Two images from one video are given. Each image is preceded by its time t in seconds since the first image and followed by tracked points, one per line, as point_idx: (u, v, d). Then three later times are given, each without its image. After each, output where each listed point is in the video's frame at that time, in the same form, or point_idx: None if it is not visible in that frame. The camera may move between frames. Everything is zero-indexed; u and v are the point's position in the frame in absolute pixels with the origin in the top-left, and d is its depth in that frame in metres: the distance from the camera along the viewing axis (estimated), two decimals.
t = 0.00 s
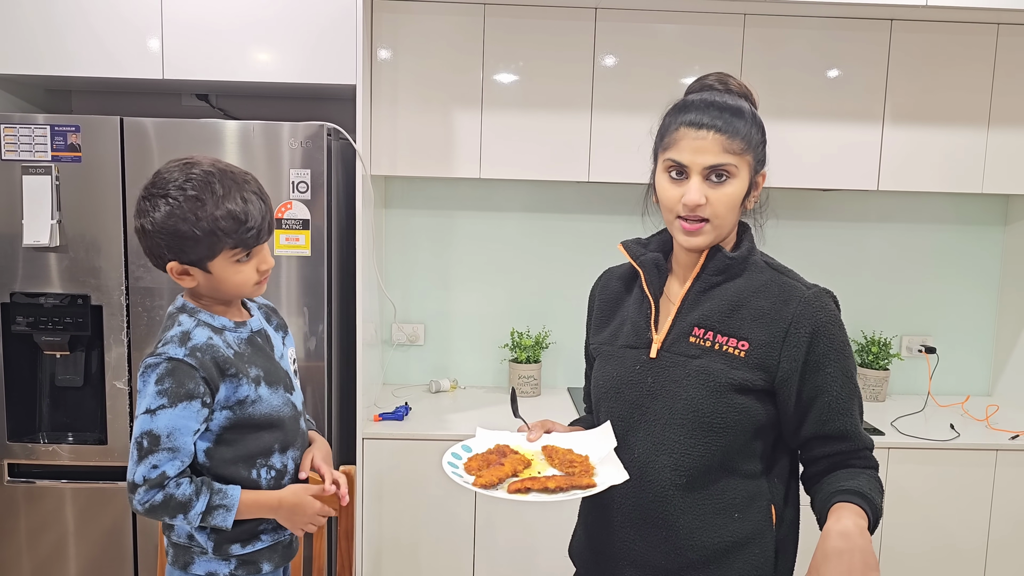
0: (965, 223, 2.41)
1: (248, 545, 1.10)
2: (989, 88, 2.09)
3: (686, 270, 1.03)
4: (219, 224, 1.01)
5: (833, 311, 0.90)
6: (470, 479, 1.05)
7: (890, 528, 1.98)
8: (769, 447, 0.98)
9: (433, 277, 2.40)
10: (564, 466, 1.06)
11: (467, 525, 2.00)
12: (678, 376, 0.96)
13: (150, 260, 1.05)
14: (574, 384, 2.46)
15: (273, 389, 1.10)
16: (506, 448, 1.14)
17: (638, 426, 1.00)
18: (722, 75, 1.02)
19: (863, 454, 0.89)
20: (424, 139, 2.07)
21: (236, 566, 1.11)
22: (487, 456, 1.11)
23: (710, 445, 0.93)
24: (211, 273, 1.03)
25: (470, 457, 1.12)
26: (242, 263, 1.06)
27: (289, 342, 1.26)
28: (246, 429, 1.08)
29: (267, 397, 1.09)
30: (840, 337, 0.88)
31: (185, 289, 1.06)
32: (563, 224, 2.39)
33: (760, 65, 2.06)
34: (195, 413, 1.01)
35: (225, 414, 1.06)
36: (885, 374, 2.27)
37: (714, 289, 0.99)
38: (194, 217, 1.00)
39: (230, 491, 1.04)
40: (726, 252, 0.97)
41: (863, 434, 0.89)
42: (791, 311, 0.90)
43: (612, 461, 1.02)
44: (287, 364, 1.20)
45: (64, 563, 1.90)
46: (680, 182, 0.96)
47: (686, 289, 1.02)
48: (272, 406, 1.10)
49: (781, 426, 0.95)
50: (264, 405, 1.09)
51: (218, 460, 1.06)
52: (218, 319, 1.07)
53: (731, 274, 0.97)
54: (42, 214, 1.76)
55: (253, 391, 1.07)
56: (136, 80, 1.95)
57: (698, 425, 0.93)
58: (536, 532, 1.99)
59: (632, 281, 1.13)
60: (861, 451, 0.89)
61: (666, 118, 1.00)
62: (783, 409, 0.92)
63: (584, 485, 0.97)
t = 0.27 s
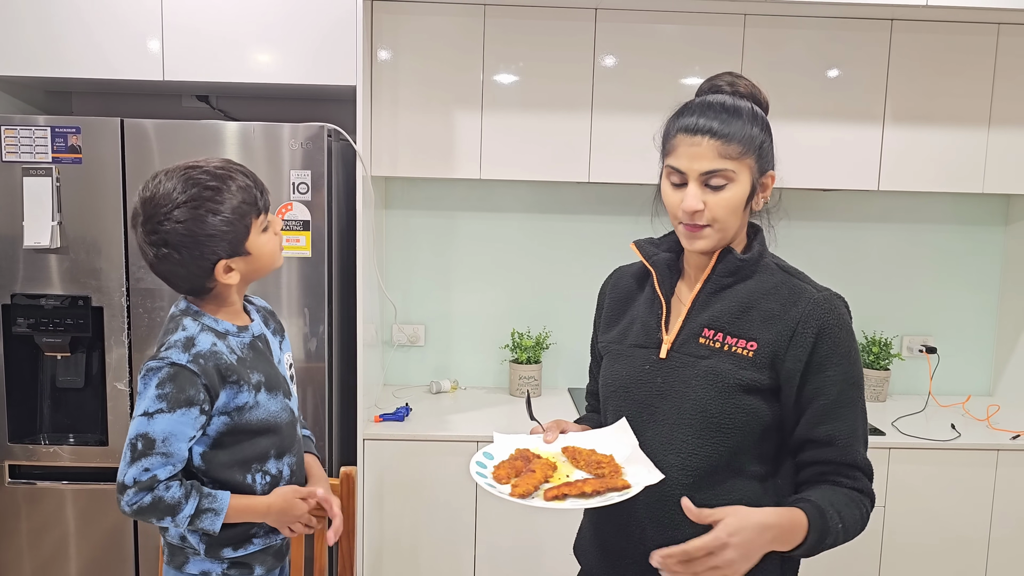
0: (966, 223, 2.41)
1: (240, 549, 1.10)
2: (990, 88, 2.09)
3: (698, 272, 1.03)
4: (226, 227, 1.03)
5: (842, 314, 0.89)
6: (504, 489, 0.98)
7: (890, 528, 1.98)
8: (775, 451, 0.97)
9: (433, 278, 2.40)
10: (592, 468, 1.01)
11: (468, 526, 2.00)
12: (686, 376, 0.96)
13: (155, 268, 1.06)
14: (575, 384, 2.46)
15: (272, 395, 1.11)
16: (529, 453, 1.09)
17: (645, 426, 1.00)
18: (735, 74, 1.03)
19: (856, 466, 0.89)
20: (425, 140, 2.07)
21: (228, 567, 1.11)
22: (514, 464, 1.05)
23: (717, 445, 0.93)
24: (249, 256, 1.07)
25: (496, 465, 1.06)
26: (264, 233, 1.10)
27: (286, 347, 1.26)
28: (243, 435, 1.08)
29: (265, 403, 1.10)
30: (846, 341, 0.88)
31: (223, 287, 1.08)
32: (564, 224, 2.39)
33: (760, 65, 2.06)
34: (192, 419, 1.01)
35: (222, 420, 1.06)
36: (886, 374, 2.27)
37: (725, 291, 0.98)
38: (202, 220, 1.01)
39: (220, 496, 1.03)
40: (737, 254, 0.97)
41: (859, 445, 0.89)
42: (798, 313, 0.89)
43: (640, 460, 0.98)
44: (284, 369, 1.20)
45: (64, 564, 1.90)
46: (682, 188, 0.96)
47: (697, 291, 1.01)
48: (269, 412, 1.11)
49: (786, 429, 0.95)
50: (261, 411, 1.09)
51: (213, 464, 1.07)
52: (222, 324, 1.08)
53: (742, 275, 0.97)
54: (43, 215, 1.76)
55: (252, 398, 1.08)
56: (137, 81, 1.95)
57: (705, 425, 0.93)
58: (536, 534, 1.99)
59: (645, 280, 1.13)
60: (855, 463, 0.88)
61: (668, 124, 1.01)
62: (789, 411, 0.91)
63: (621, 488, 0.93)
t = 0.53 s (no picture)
0: (966, 221, 2.40)
1: (239, 549, 1.10)
2: (990, 86, 2.09)
3: (707, 268, 1.03)
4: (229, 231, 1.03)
5: (844, 313, 0.88)
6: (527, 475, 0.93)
7: (891, 526, 1.98)
8: (777, 452, 0.96)
9: (434, 277, 2.40)
10: (604, 448, 0.98)
11: (468, 524, 2.00)
12: (690, 373, 0.96)
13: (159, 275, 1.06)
14: (575, 383, 2.46)
15: (273, 397, 1.11)
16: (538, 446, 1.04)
17: (650, 422, 1.00)
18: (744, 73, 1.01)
19: (846, 470, 0.86)
20: (425, 139, 2.07)
21: (227, 567, 1.11)
22: (528, 454, 0.99)
23: (717, 442, 0.93)
24: (247, 263, 1.06)
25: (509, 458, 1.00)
26: (266, 239, 1.09)
27: (282, 348, 1.26)
28: (244, 436, 1.08)
29: (267, 404, 1.10)
30: (845, 340, 0.87)
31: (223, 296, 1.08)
32: (564, 223, 2.39)
33: (760, 63, 2.06)
34: (197, 420, 1.01)
35: (224, 420, 1.06)
36: (886, 372, 2.27)
37: (732, 288, 0.98)
38: (203, 225, 1.01)
39: (221, 496, 1.03)
40: (744, 251, 0.96)
41: (852, 447, 0.86)
42: (800, 310, 0.89)
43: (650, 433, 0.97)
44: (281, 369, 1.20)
45: (65, 564, 1.90)
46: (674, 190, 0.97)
47: (704, 288, 1.01)
48: (271, 414, 1.11)
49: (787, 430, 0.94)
50: (264, 413, 1.10)
51: (213, 465, 1.06)
52: (226, 325, 1.08)
53: (750, 273, 0.97)
54: (43, 215, 1.77)
55: (255, 399, 1.08)
56: (136, 81, 1.95)
57: (705, 422, 0.93)
58: (537, 532, 1.99)
59: (658, 278, 1.13)
60: (844, 466, 0.86)
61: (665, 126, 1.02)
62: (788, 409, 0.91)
63: (641, 456, 0.91)
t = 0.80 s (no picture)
0: (966, 219, 2.40)
1: (240, 549, 1.10)
2: (990, 85, 2.09)
3: (709, 265, 1.03)
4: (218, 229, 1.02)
5: (845, 307, 0.87)
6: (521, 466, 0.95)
7: (892, 525, 1.98)
8: (782, 449, 0.96)
9: (433, 276, 2.39)
10: (607, 449, 0.98)
11: (469, 524, 1.99)
12: (691, 370, 0.96)
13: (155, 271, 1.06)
14: (575, 382, 2.46)
15: (272, 399, 1.11)
16: (544, 432, 1.06)
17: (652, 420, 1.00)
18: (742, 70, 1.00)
19: (848, 467, 0.86)
20: (425, 138, 2.07)
21: (228, 565, 1.11)
22: (530, 442, 1.02)
23: (717, 440, 0.93)
24: (239, 259, 1.06)
25: (512, 443, 1.03)
26: (259, 235, 1.08)
27: (282, 347, 1.26)
28: (242, 439, 1.08)
29: (266, 406, 1.10)
30: (845, 335, 0.86)
31: (217, 293, 1.08)
32: (563, 223, 2.39)
33: (759, 62, 2.06)
34: (192, 423, 1.00)
35: (222, 423, 1.05)
36: (886, 370, 2.27)
37: (733, 285, 0.98)
38: (195, 222, 1.01)
39: (220, 501, 1.02)
40: (742, 248, 0.96)
41: (854, 444, 0.85)
42: (799, 306, 0.89)
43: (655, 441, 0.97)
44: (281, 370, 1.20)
45: (65, 564, 1.90)
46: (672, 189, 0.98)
47: (705, 285, 1.01)
48: (270, 416, 1.11)
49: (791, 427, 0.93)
50: (263, 415, 1.09)
51: (211, 468, 1.06)
52: (222, 326, 1.07)
53: (751, 269, 0.97)
54: (42, 215, 1.76)
55: (254, 402, 1.08)
56: (135, 81, 1.95)
57: (705, 419, 0.93)
58: (537, 532, 1.99)
59: (660, 276, 1.13)
60: (846, 463, 0.85)
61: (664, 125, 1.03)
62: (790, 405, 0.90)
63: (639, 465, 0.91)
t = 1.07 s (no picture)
0: (967, 219, 2.41)
1: (244, 552, 1.10)
2: (991, 84, 2.09)
3: (709, 262, 1.03)
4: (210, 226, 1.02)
5: (843, 308, 0.87)
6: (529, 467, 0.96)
7: (893, 524, 1.98)
8: (782, 449, 0.96)
9: (434, 276, 2.40)
10: (620, 449, 0.96)
11: (470, 523, 2.00)
12: (690, 369, 0.97)
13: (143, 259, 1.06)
14: (577, 382, 2.47)
15: (274, 398, 1.11)
16: (558, 431, 1.06)
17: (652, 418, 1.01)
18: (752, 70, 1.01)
19: (846, 468, 0.86)
20: (426, 138, 2.07)
21: (232, 568, 1.11)
22: (542, 441, 1.02)
23: (716, 440, 0.93)
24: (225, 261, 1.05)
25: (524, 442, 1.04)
26: (250, 242, 1.07)
27: (289, 346, 1.26)
28: (246, 441, 1.08)
29: (269, 406, 1.10)
30: (843, 335, 0.86)
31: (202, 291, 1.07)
32: (564, 222, 2.39)
33: (760, 61, 2.06)
34: (199, 424, 1.00)
35: (226, 424, 1.06)
36: (888, 370, 2.27)
37: (732, 283, 0.98)
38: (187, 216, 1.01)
39: (234, 508, 1.03)
40: (742, 246, 0.96)
41: (852, 445, 0.86)
42: (797, 306, 0.89)
43: (668, 442, 0.95)
44: (287, 370, 1.20)
45: (68, 564, 1.90)
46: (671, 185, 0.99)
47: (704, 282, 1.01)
48: (273, 416, 1.11)
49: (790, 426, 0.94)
50: (266, 415, 1.09)
51: (218, 471, 1.07)
52: (222, 326, 1.07)
53: (750, 267, 0.97)
54: (44, 215, 1.77)
55: (256, 401, 1.08)
56: (136, 81, 1.95)
57: (704, 419, 0.93)
58: (538, 531, 1.99)
59: (661, 275, 1.13)
60: (845, 464, 0.86)
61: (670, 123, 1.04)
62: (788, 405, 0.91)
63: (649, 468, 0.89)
